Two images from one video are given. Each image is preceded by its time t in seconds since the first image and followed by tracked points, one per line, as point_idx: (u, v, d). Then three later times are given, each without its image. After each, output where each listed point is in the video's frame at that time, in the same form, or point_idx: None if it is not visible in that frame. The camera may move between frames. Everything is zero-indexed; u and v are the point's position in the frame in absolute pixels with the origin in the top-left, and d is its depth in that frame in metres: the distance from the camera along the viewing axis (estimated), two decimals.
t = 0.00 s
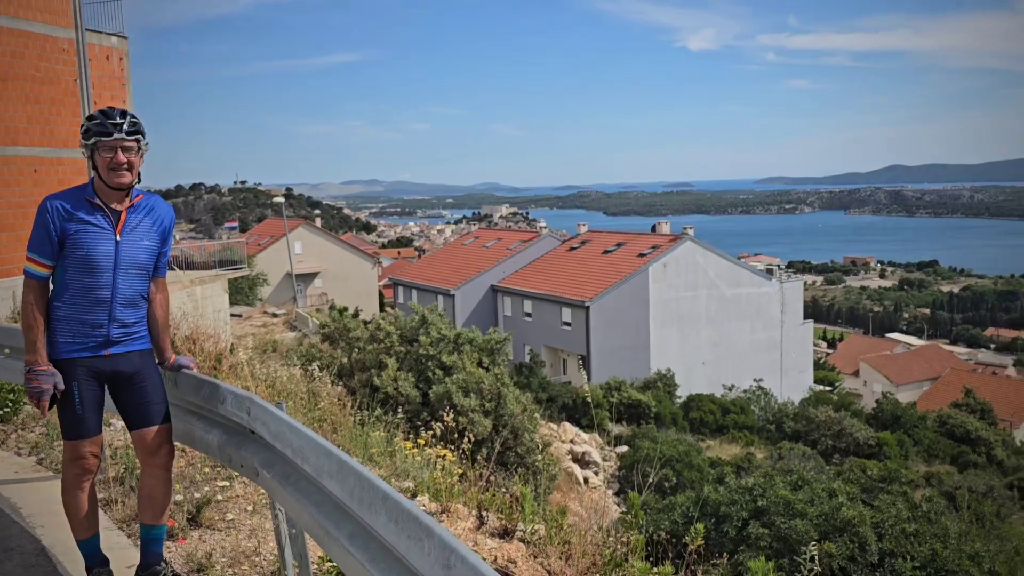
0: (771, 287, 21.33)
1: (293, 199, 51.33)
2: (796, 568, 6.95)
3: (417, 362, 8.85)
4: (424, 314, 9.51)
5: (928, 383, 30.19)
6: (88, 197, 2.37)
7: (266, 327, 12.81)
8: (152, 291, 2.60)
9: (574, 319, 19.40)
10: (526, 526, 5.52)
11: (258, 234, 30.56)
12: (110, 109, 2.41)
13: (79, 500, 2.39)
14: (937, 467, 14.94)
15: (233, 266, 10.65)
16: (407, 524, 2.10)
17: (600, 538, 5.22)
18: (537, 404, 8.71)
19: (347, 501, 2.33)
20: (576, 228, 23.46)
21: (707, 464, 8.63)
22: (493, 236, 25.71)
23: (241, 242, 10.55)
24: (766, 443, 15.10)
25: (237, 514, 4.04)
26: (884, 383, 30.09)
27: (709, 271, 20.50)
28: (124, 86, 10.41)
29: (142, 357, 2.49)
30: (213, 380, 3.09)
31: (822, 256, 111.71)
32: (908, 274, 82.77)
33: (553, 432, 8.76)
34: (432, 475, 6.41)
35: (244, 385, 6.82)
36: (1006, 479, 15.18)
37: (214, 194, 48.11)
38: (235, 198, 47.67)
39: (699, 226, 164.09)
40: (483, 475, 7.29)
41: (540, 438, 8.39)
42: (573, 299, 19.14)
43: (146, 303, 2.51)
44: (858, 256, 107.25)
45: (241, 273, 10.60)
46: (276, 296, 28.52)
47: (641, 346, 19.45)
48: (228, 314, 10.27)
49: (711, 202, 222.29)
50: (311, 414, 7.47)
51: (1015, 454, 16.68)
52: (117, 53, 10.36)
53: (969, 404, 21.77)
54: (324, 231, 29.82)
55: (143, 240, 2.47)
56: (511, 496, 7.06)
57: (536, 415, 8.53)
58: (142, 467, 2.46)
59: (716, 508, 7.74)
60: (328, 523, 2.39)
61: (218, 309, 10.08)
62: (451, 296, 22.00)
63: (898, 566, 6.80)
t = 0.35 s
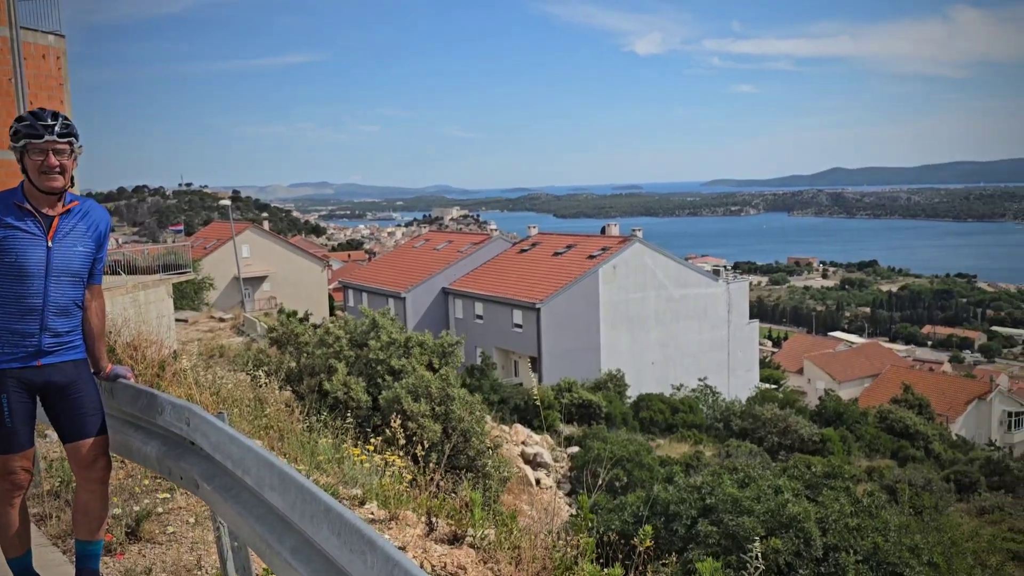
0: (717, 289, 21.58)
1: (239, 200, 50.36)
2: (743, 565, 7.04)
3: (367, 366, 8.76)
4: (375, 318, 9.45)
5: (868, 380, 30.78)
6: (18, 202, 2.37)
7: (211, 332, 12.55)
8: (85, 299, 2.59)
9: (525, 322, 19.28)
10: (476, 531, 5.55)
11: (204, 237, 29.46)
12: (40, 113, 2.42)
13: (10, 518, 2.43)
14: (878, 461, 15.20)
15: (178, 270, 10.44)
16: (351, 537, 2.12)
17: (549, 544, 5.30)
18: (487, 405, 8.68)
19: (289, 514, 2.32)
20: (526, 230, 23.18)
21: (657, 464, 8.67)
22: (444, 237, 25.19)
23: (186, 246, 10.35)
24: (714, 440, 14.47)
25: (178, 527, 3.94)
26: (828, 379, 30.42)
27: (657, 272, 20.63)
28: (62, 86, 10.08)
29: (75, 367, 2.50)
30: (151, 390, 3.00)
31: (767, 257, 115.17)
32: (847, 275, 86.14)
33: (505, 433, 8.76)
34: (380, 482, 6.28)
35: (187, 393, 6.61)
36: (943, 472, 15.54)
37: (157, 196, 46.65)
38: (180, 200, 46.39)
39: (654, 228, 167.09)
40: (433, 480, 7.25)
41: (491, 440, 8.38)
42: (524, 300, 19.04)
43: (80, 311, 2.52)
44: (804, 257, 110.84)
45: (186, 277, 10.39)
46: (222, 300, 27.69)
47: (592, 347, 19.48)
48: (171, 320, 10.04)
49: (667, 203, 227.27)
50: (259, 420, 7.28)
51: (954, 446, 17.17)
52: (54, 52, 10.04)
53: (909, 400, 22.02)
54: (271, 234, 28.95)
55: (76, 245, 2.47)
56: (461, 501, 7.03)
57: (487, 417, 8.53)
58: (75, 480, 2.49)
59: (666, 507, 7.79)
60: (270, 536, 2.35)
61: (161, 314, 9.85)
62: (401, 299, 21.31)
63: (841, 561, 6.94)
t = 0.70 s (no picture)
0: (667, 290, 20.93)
1: (184, 201, 49.04)
2: (692, 563, 7.10)
3: (316, 371, 8.64)
4: (326, 321, 9.32)
5: (813, 378, 30.86)
6: None
7: (155, 339, 12.27)
8: (17, 307, 2.61)
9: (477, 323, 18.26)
10: (424, 536, 5.48)
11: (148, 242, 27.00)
12: None
13: None
14: (823, 458, 15.09)
15: (122, 274, 10.17)
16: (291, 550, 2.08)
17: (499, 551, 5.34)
18: (439, 409, 8.63)
19: (227, 526, 2.26)
20: (476, 233, 22.24)
21: (608, 464, 8.70)
22: (395, 241, 24.09)
23: (130, 250, 10.15)
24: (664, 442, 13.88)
25: (117, 540, 3.82)
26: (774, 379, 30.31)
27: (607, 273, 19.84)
28: None
29: (6, 376, 2.48)
30: (85, 401, 2.89)
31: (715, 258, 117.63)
32: (793, 276, 88.46)
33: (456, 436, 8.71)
34: (328, 487, 6.03)
35: (128, 402, 6.38)
36: (885, 467, 15.50)
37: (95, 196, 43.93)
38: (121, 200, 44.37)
39: (610, 230, 168.80)
40: (383, 486, 7.16)
41: (442, 443, 8.33)
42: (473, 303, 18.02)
43: (11, 319, 2.53)
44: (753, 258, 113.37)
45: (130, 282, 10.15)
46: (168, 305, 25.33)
47: (544, 349, 18.54)
48: (115, 326, 9.76)
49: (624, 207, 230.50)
50: (202, 429, 7.04)
51: (896, 441, 17.40)
52: None
53: (852, 397, 21.86)
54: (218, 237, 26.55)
55: (8, 253, 2.49)
56: (411, 507, 6.95)
57: (438, 420, 8.48)
58: (8, 496, 2.47)
59: (617, 507, 7.82)
60: (208, 550, 2.30)
61: (104, 320, 9.59)
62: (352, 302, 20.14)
63: (788, 557, 7.03)
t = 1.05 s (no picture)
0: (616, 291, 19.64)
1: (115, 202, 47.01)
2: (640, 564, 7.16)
3: (262, 378, 8.48)
4: (271, 326, 9.15)
5: (758, 377, 29.65)
6: None
7: (93, 347, 11.89)
8: None
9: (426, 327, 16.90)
10: (371, 546, 5.34)
11: (86, 247, 25.81)
12: None
13: None
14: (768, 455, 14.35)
15: (57, 280, 9.82)
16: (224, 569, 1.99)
17: (447, 558, 5.25)
18: (390, 414, 8.53)
19: (157, 544, 2.15)
20: (426, 235, 20.66)
21: (557, 466, 8.69)
22: (343, 244, 22.43)
23: (67, 256, 9.84)
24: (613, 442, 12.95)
25: (47, 558, 3.66)
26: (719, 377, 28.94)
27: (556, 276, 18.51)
28: None
29: None
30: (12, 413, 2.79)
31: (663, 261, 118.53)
32: (739, 278, 89.87)
33: (406, 441, 8.62)
34: (271, 498, 5.85)
35: (61, 414, 6.18)
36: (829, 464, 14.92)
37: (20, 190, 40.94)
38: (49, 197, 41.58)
39: (563, 233, 169.29)
40: (329, 495, 7.05)
41: (392, 449, 8.23)
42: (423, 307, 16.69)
43: None
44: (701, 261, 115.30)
45: (65, 288, 9.80)
46: (107, 313, 23.93)
47: (494, 353, 17.24)
48: (51, 334, 9.44)
49: (577, 211, 232.21)
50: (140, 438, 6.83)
51: (838, 437, 17.26)
52: None
53: (795, 395, 20.94)
54: (162, 242, 25.20)
55: None
56: (357, 516, 6.82)
57: (389, 426, 8.36)
58: None
59: (566, 510, 7.83)
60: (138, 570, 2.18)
61: (38, 328, 9.26)
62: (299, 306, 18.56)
63: (735, 555, 7.08)
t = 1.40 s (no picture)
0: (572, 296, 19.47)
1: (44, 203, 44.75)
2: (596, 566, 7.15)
3: (213, 386, 8.31)
4: (219, 333, 9.00)
5: (710, 378, 29.38)
6: None
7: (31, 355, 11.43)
8: None
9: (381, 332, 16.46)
10: (323, 555, 5.11)
11: (30, 252, 24.66)
12: None
13: None
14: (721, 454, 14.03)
15: None
16: None
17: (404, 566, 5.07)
18: (344, 420, 8.41)
19: (97, 560, 2.18)
20: (381, 239, 19.85)
21: (513, 469, 8.66)
22: (294, 248, 21.47)
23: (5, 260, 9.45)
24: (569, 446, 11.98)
25: None
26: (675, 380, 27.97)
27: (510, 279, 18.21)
28: None
29: None
30: None
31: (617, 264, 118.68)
32: (691, 279, 90.22)
33: (362, 446, 8.53)
34: (220, 509, 5.66)
35: None
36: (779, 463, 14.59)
37: None
38: None
39: (521, 236, 169.08)
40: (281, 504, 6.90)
41: (348, 455, 8.11)
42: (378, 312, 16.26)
43: None
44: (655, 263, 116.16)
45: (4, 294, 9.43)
46: (50, 320, 22.55)
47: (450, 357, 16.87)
48: None
49: (535, 215, 232.08)
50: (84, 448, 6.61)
51: (790, 435, 17.16)
52: None
53: (748, 395, 21.04)
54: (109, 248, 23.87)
55: None
56: (310, 524, 6.66)
57: (344, 433, 8.24)
58: None
59: (522, 513, 7.80)
60: None
61: None
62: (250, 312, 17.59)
63: (688, 554, 7.13)
